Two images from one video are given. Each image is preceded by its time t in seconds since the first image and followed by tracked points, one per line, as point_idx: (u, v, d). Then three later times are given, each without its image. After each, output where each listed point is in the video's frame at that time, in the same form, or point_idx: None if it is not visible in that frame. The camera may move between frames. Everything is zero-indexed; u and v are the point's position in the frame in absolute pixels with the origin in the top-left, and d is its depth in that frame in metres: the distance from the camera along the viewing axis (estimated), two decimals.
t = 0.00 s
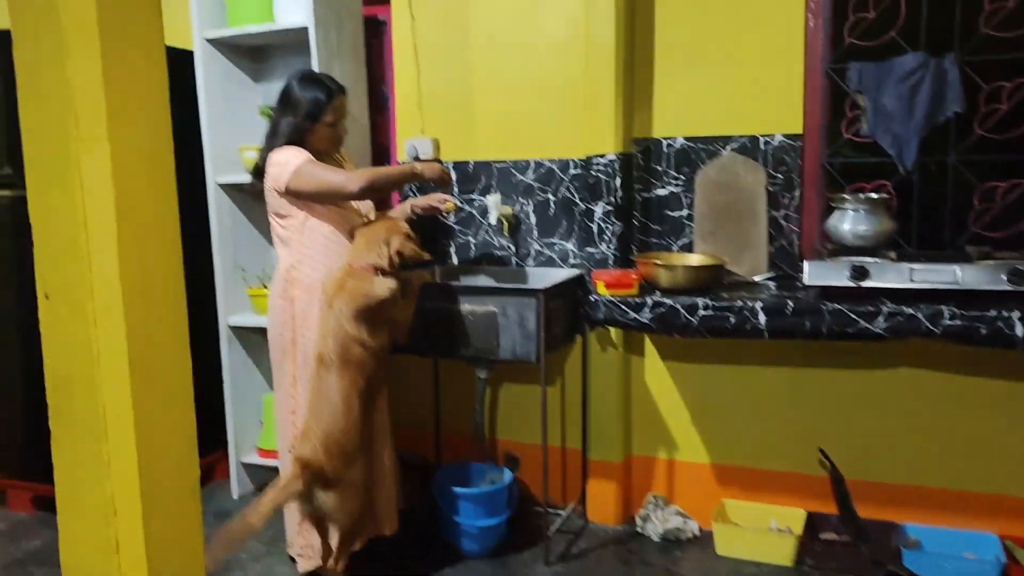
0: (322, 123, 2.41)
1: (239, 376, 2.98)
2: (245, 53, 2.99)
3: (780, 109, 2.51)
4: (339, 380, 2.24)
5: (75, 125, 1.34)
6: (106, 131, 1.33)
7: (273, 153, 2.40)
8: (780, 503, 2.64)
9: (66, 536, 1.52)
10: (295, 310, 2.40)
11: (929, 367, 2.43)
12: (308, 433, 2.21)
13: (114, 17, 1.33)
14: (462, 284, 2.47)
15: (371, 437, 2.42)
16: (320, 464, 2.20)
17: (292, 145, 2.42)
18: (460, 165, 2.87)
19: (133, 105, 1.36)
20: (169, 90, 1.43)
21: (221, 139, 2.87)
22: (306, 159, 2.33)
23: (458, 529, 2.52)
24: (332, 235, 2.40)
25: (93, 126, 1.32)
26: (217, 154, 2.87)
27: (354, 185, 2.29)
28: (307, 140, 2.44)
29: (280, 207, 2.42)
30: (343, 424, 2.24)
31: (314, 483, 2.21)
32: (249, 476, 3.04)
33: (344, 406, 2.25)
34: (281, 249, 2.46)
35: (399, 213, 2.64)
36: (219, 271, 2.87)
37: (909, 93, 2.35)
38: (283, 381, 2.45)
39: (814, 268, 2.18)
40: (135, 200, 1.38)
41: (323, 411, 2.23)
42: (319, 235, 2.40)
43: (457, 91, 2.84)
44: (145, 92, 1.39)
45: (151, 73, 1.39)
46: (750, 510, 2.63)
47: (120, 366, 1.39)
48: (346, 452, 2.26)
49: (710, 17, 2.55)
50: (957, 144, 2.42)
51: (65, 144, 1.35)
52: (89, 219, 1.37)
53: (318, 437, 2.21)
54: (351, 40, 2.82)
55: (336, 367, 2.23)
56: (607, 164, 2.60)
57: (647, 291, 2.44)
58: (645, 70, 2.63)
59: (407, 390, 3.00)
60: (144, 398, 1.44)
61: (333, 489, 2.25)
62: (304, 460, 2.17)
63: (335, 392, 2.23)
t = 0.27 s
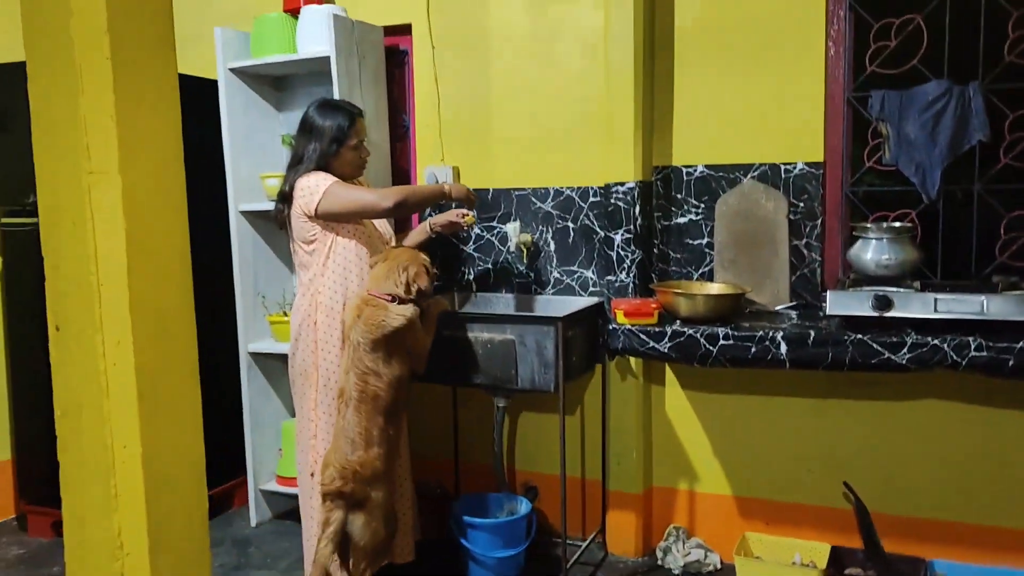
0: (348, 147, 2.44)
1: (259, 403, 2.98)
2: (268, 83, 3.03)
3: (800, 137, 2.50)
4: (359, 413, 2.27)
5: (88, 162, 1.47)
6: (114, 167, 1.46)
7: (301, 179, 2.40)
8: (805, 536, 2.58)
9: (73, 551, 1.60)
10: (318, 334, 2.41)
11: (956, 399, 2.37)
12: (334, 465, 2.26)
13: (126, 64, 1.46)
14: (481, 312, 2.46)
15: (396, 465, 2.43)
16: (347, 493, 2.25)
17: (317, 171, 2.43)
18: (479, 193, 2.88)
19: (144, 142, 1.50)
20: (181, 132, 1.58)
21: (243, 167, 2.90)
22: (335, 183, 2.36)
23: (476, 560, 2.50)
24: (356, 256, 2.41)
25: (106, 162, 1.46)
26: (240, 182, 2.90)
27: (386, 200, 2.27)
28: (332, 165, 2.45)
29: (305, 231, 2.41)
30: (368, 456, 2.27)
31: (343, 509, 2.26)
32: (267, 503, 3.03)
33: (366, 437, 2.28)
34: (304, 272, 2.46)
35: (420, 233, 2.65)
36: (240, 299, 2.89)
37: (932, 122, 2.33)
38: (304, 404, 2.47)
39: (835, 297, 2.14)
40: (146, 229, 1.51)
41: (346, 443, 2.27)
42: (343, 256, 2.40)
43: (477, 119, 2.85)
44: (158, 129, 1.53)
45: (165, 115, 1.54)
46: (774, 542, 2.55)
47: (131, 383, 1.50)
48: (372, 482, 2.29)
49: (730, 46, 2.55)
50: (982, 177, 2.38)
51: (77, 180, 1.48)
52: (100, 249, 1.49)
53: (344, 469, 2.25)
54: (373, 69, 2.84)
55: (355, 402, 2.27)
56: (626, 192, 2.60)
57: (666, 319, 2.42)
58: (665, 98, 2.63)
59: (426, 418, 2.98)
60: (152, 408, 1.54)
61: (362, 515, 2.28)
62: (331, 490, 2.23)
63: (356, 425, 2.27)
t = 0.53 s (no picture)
0: (369, 162, 2.46)
1: (276, 419, 2.99)
2: (289, 101, 3.06)
3: (819, 154, 2.48)
4: (377, 426, 2.26)
5: (100, 174, 1.48)
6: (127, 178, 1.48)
7: (326, 193, 2.41)
8: (825, 558, 2.54)
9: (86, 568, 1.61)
10: (337, 348, 2.42)
11: (978, 420, 2.34)
12: (351, 479, 2.25)
13: (141, 79, 1.49)
14: (498, 328, 2.45)
15: (413, 481, 2.40)
16: (363, 508, 2.23)
17: (339, 185, 2.44)
18: (497, 210, 2.88)
19: (156, 158, 1.52)
20: (195, 148, 1.60)
21: (263, 184, 2.92)
22: (360, 197, 2.36)
23: None
24: (379, 270, 2.40)
25: (122, 176, 1.48)
26: (259, 198, 2.92)
27: (412, 214, 2.27)
28: (353, 180, 2.46)
29: (327, 245, 2.41)
30: (385, 470, 2.26)
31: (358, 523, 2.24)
32: (284, 519, 3.02)
33: (382, 452, 2.26)
34: (325, 286, 2.46)
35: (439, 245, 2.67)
36: (258, 315, 2.90)
37: (954, 139, 2.30)
38: (325, 418, 2.48)
39: (856, 316, 2.12)
40: (158, 243, 1.53)
41: (364, 456, 2.26)
42: (365, 270, 2.39)
43: (495, 137, 2.86)
44: (170, 147, 1.55)
45: (177, 133, 1.56)
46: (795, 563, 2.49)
47: (141, 394, 1.51)
48: (389, 496, 2.27)
49: (748, 63, 2.54)
50: (1006, 193, 2.36)
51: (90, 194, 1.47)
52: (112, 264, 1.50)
53: (361, 484, 2.23)
54: (392, 87, 2.86)
55: (373, 414, 2.26)
56: (644, 210, 2.59)
57: (684, 337, 2.40)
58: (682, 115, 2.63)
59: (443, 435, 2.98)
60: (159, 425, 1.54)
61: (376, 530, 2.25)
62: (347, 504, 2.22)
63: (374, 438, 2.26)
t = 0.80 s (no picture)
0: (396, 174, 2.47)
1: (291, 429, 3.00)
2: (307, 112, 3.09)
3: (836, 166, 2.47)
4: (395, 434, 2.28)
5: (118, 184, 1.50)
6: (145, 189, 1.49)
7: (352, 201, 2.42)
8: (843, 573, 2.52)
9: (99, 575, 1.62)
10: (353, 356, 2.44)
11: (996, 434, 2.31)
12: (368, 486, 2.28)
13: (158, 90, 1.51)
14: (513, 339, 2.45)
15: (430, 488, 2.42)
16: (380, 513, 2.26)
17: (364, 194, 2.44)
18: (513, 221, 2.89)
19: (172, 167, 1.54)
20: (211, 159, 1.62)
21: (281, 194, 2.94)
22: (386, 206, 2.38)
23: None
24: (398, 280, 2.43)
25: (138, 184, 1.49)
26: (277, 208, 2.94)
27: (439, 228, 2.31)
28: (378, 190, 2.47)
29: (349, 251, 2.43)
30: (402, 477, 2.28)
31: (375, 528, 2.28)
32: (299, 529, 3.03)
33: (401, 458, 2.28)
34: (342, 293, 2.47)
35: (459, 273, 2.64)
36: (275, 324, 2.92)
37: (972, 151, 2.29)
38: (338, 426, 2.48)
39: (873, 328, 2.11)
40: (171, 253, 1.54)
41: (382, 463, 2.28)
42: (385, 280, 2.42)
43: (511, 148, 2.87)
44: (187, 157, 1.57)
45: (194, 144, 1.59)
46: None
47: (155, 399, 1.52)
48: (405, 503, 2.29)
49: (764, 74, 2.54)
50: None
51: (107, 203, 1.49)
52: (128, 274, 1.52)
53: (378, 490, 2.27)
54: (409, 98, 2.89)
55: (391, 422, 2.28)
56: (659, 221, 2.58)
57: (699, 349, 2.39)
58: (698, 126, 2.62)
59: (458, 445, 2.98)
60: (172, 433, 1.55)
61: (393, 536, 2.28)
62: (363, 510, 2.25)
63: (391, 446, 2.28)
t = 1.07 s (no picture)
0: (415, 177, 2.49)
1: (302, 430, 3.01)
2: (319, 115, 3.11)
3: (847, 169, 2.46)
4: (406, 435, 2.29)
5: (131, 186, 1.51)
6: (157, 190, 1.51)
7: (372, 203, 2.43)
8: None
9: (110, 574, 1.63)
10: (365, 357, 2.45)
11: (1007, 439, 2.30)
12: (379, 486, 2.28)
13: (171, 92, 1.52)
14: (522, 342, 2.46)
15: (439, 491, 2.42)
16: (389, 513, 2.25)
17: (382, 197, 2.46)
18: (523, 224, 2.89)
19: (184, 168, 1.55)
20: (223, 161, 1.63)
21: (292, 196, 2.96)
22: (405, 209, 2.39)
23: None
24: (412, 284, 2.44)
25: (150, 185, 1.51)
26: (288, 211, 2.95)
27: (456, 230, 2.34)
28: (397, 193, 2.49)
29: (367, 252, 2.45)
30: (412, 478, 2.29)
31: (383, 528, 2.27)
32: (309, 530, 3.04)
33: (411, 459, 2.29)
34: (356, 295, 2.48)
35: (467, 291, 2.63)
36: (286, 326, 2.93)
37: (984, 155, 2.28)
38: (346, 427, 2.49)
39: (884, 332, 2.10)
40: (185, 254, 1.56)
41: (392, 463, 2.29)
42: (400, 283, 2.43)
43: (522, 151, 2.88)
44: (198, 158, 1.58)
45: (205, 146, 1.60)
46: None
47: (167, 398, 1.53)
48: (414, 504, 2.29)
49: (774, 78, 2.53)
50: None
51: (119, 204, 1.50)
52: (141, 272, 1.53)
53: (388, 490, 2.26)
54: (420, 101, 2.90)
55: (402, 423, 2.29)
56: (669, 225, 2.58)
57: (710, 353, 2.39)
58: (709, 129, 2.62)
59: (467, 447, 2.98)
60: (183, 433, 1.56)
61: (402, 536, 2.28)
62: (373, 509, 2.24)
63: (402, 447, 2.29)
